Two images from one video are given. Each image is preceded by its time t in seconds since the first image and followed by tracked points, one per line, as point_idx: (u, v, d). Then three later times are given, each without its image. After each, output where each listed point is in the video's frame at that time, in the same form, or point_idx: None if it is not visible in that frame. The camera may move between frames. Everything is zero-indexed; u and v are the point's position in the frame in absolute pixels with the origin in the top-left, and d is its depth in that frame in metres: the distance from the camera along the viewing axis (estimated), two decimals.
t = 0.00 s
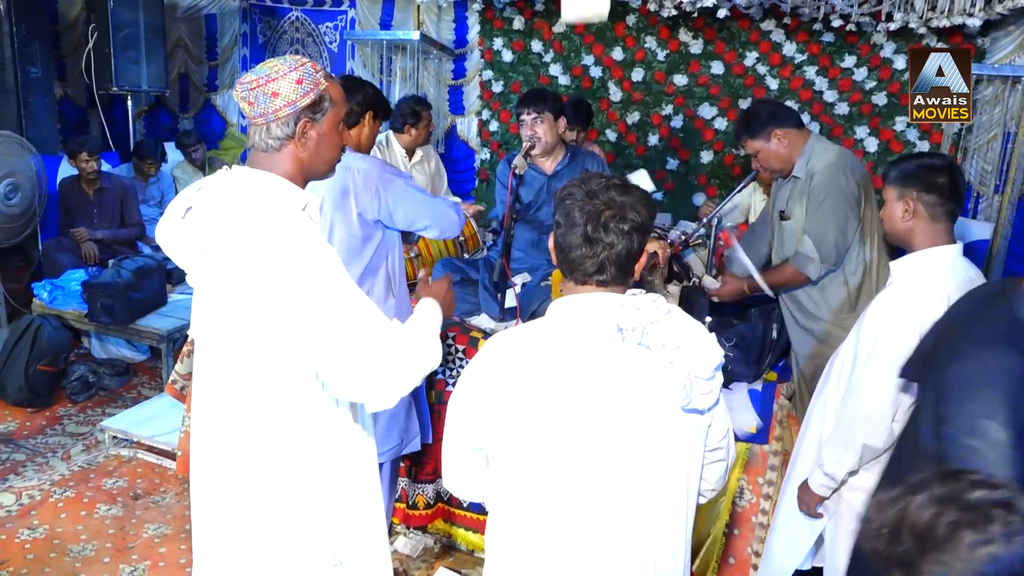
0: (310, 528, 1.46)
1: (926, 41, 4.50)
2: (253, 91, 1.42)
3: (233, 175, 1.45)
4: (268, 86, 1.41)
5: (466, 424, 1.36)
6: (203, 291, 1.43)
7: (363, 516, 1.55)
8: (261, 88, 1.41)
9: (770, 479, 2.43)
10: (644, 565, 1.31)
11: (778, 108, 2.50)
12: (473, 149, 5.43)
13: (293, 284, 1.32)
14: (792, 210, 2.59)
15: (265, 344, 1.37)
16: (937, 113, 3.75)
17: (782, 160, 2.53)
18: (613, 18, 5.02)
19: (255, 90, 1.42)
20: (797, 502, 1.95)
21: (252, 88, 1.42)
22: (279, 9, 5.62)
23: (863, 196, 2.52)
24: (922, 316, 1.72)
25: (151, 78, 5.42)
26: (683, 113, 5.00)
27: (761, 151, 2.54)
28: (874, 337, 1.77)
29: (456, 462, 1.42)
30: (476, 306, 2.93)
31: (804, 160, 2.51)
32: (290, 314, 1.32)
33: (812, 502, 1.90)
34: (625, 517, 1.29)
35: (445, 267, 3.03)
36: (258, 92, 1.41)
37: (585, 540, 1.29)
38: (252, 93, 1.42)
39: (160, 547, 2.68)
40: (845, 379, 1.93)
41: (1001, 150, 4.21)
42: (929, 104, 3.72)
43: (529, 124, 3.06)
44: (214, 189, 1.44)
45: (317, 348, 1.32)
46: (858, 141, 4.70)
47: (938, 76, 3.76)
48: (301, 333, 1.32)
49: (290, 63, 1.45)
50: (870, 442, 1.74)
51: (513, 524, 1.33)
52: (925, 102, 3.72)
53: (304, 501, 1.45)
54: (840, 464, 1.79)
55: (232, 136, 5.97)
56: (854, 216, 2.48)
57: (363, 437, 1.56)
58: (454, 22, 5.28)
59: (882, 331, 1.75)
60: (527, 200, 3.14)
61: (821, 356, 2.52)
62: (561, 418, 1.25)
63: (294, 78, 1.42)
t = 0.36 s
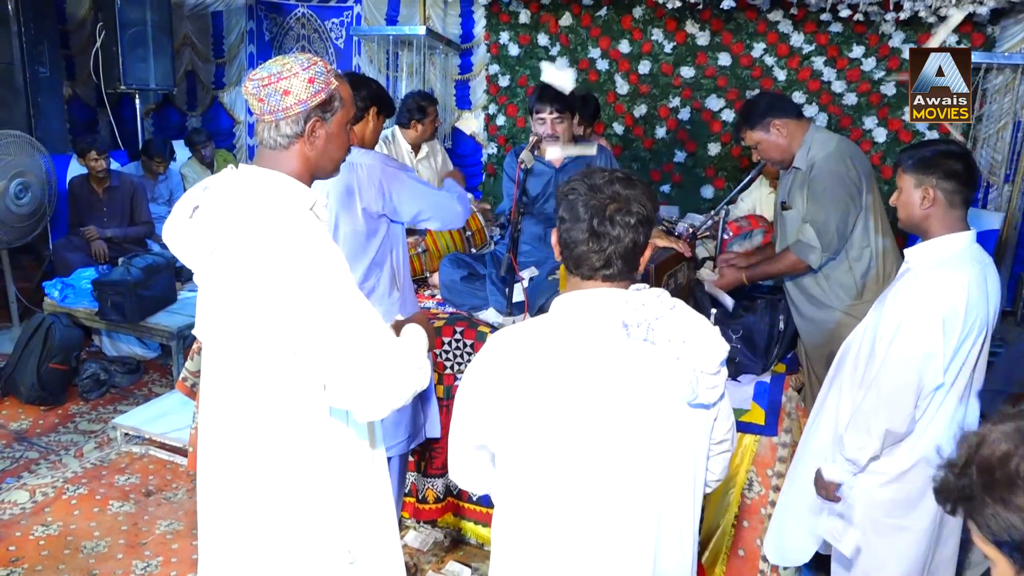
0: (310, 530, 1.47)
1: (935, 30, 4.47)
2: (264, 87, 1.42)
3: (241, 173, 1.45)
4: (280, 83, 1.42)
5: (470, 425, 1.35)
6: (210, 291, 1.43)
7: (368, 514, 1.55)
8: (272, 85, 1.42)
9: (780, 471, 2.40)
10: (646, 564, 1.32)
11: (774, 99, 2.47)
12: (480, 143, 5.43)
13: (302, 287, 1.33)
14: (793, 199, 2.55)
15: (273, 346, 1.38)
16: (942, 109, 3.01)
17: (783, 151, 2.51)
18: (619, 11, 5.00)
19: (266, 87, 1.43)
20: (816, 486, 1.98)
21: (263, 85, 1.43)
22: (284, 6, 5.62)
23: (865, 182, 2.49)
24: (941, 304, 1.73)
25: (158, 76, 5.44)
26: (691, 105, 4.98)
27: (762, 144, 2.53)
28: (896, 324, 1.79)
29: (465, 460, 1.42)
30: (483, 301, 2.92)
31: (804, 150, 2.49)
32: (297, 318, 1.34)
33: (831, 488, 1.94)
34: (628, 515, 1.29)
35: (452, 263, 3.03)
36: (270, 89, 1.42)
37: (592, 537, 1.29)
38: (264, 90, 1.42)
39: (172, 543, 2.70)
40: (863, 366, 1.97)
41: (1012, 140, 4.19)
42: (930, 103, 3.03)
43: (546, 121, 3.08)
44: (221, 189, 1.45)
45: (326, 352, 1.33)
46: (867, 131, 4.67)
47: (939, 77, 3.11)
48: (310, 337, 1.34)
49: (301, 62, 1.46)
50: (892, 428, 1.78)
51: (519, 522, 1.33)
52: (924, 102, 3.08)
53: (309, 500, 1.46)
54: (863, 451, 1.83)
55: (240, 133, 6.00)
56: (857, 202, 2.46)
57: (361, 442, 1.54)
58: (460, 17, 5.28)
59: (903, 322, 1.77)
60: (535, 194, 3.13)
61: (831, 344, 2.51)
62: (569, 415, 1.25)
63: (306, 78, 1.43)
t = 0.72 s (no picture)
0: (330, 511, 1.51)
1: (951, 5, 4.41)
2: (290, 67, 1.43)
3: (249, 160, 1.46)
4: (308, 65, 1.43)
5: (482, 416, 1.35)
6: (219, 282, 1.44)
7: (380, 500, 1.58)
8: (299, 66, 1.43)
9: (792, 452, 2.38)
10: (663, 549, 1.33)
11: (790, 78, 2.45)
12: (489, 124, 5.40)
13: (311, 276, 1.33)
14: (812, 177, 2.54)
15: (285, 338, 1.40)
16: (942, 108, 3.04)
17: (799, 133, 2.50)
18: None
19: (291, 66, 1.43)
20: (842, 475, 1.99)
21: (289, 64, 1.43)
22: None
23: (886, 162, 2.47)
24: (971, 284, 1.76)
25: (167, 60, 5.43)
26: (702, 84, 4.93)
27: (778, 125, 2.52)
28: (924, 312, 1.80)
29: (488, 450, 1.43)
30: (496, 283, 2.91)
31: (823, 129, 2.47)
32: (308, 308, 1.34)
33: (858, 474, 1.95)
34: (642, 500, 1.30)
35: (462, 244, 3.02)
36: (296, 68, 1.42)
37: (611, 521, 1.30)
38: (289, 69, 1.43)
39: (188, 525, 2.73)
40: (886, 351, 1.98)
41: None
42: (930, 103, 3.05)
43: (585, 113, 3.00)
44: (227, 177, 1.45)
45: (334, 341, 1.34)
46: (880, 108, 4.63)
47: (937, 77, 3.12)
48: (320, 328, 1.35)
49: (331, 51, 1.47)
50: (924, 414, 1.80)
51: (531, 511, 1.34)
52: (924, 101, 3.09)
53: (325, 484, 1.50)
54: (895, 436, 1.84)
55: (249, 116, 5.99)
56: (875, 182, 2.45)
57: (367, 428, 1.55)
58: None
59: (928, 313, 1.79)
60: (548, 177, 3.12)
61: (847, 327, 2.51)
62: (585, 404, 1.26)
63: (333, 65, 1.45)
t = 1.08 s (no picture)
0: (343, 508, 1.48)
1: None
2: (304, 53, 1.38)
3: (258, 152, 1.43)
4: (322, 52, 1.39)
5: (505, 408, 1.33)
6: (229, 277, 1.41)
7: (397, 495, 1.56)
8: (313, 52, 1.38)
9: (811, 437, 2.37)
10: (690, 538, 1.31)
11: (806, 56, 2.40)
12: (494, 109, 5.36)
13: (326, 271, 1.30)
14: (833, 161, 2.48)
15: (298, 335, 1.37)
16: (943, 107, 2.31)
17: (819, 112, 2.44)
18: None
19: (305, 53, 1.39)
20: (863, 456, 1.96)
21: (303, 50, 1.39)
22: None
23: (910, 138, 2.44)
24: (1000, 264, 1.72)
25: (168, 49, 5.38)
26: (708, 64, 4.87)
27: (797, 106, 2.46)
28: (949, 291, 1.78)
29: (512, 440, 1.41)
30: (504, 270, 2.87)
31: (843, 109, 2.41)
32: (321, 306, 1.31)
33: (881, 456, 1.91)
34: (667, 492, 1.28)
35: (471, 231, 2.97)
36: (310, 55, 1.38)
37: (636, 511, 1.28)
38: (303, 56, 1.38)
39: (202, 518, 2.71)
40: (910, 334, 1.95)
41: None
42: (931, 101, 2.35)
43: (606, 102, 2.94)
44: (235, 170, 1.42)
45: (348, 337, 1.31)
46: (890, 85, 4.56)
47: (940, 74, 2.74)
48: (332, 325, 1.31)
49: (347, 39, 1.43)
50: (950, 394, 1.77)
51: (554, 504, 1.32)
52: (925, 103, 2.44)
53: (342, 480, 1.47)
54: (920, 418, 1.80)
55: (251, 105, 5.94)
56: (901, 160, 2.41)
57: (383, 424, 1.53)
58: None
59: (955, 291, 1.76)
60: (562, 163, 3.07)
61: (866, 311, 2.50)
62: (619, 394, 1.24)
63: (348, 53, 1.41)
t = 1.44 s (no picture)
0: (339, 532, 1.44)
1: None
2: (301, 66, 1.35)
3: (251, 169, 1.39)
4: (320, 65, 1.35)
5: (518, 422, 1.30)
6: (223, 298, 1.37)
7: (395, 520, 1.51)
8: (311, 65, 1.35)
9: (814, 440, 2.40)
10: (709, 549, 1.29)
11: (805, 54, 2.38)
12: (479, 117, 5.34)
13: (325, 290, 1.26)
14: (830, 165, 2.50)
15: (296, 356, 1.33)
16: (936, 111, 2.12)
17: (821, 111, 2.42)
18: None
19: (302, 66, 1.35)
20: (870, 457, 1.93)
21: (300, 63, 1.35)
22: None
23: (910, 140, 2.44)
24: (1001, 260, 1.71)
25: (148, 64, 5.32)
26: (693, 67, 4.87)
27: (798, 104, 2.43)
28: (952, 288, 1.76)
29: (519, 457, 1.37)
30: (500, 279, 2.83)
31: (843, 110, 2.41)
32: (318, 326, 1.28)
33: (887, 457, 1.89)
34: (686, 503, 1.26)
35: (464, 241, 2.95)
36: (307, 68, 1.35)
37: (654, 521, 1.26)
38: (300, 68, 1.35)
39: (197, 541, 2.66)
40: (914, 334, 1.94)
41: None
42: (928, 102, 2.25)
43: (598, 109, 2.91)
44: (229, 187, 1.38)
45: (347, 359, 1.28)
46: (873, 84, 4.57)
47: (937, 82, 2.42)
48: (332, 347, 1.28)
49: (345, 53, 1.40)
50: (955, 392, 1.75)
51: (570, 516, 1.30)
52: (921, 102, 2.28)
53: (337, 503, 1.43)
54: (925, 418, 1.78)
55: (233, 118, 5.89)
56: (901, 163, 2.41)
57: (386, 450, 1.50)
58: None
59: (959, 288, 1.74)
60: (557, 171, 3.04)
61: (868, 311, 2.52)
62: (634, 404, 1.22)
63: (347, 67, 1.38)
